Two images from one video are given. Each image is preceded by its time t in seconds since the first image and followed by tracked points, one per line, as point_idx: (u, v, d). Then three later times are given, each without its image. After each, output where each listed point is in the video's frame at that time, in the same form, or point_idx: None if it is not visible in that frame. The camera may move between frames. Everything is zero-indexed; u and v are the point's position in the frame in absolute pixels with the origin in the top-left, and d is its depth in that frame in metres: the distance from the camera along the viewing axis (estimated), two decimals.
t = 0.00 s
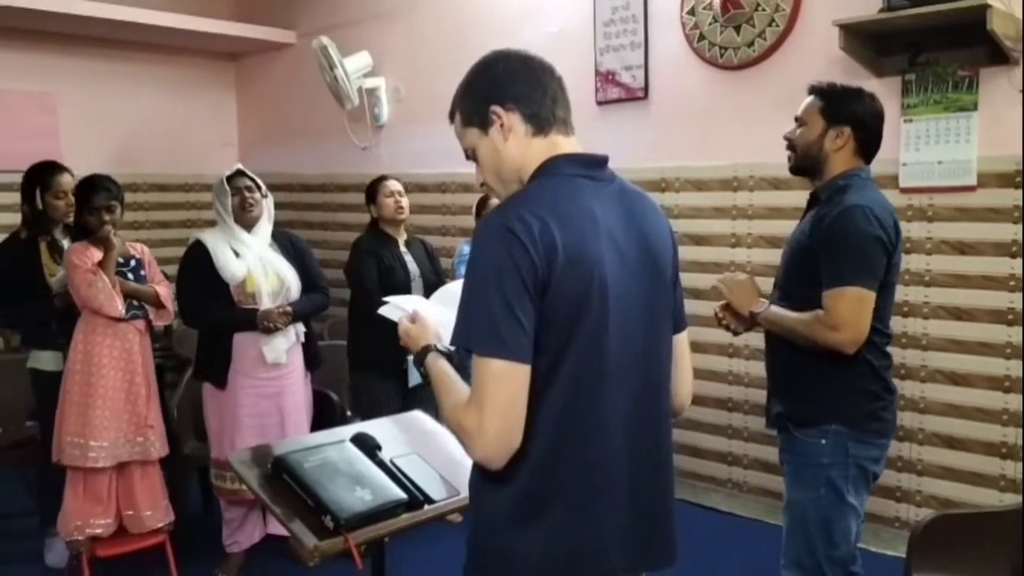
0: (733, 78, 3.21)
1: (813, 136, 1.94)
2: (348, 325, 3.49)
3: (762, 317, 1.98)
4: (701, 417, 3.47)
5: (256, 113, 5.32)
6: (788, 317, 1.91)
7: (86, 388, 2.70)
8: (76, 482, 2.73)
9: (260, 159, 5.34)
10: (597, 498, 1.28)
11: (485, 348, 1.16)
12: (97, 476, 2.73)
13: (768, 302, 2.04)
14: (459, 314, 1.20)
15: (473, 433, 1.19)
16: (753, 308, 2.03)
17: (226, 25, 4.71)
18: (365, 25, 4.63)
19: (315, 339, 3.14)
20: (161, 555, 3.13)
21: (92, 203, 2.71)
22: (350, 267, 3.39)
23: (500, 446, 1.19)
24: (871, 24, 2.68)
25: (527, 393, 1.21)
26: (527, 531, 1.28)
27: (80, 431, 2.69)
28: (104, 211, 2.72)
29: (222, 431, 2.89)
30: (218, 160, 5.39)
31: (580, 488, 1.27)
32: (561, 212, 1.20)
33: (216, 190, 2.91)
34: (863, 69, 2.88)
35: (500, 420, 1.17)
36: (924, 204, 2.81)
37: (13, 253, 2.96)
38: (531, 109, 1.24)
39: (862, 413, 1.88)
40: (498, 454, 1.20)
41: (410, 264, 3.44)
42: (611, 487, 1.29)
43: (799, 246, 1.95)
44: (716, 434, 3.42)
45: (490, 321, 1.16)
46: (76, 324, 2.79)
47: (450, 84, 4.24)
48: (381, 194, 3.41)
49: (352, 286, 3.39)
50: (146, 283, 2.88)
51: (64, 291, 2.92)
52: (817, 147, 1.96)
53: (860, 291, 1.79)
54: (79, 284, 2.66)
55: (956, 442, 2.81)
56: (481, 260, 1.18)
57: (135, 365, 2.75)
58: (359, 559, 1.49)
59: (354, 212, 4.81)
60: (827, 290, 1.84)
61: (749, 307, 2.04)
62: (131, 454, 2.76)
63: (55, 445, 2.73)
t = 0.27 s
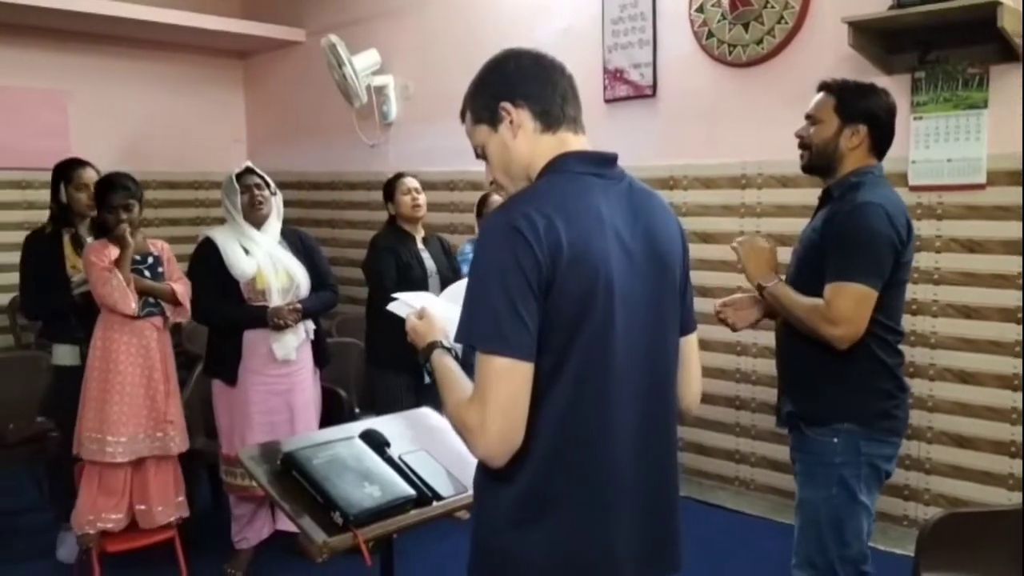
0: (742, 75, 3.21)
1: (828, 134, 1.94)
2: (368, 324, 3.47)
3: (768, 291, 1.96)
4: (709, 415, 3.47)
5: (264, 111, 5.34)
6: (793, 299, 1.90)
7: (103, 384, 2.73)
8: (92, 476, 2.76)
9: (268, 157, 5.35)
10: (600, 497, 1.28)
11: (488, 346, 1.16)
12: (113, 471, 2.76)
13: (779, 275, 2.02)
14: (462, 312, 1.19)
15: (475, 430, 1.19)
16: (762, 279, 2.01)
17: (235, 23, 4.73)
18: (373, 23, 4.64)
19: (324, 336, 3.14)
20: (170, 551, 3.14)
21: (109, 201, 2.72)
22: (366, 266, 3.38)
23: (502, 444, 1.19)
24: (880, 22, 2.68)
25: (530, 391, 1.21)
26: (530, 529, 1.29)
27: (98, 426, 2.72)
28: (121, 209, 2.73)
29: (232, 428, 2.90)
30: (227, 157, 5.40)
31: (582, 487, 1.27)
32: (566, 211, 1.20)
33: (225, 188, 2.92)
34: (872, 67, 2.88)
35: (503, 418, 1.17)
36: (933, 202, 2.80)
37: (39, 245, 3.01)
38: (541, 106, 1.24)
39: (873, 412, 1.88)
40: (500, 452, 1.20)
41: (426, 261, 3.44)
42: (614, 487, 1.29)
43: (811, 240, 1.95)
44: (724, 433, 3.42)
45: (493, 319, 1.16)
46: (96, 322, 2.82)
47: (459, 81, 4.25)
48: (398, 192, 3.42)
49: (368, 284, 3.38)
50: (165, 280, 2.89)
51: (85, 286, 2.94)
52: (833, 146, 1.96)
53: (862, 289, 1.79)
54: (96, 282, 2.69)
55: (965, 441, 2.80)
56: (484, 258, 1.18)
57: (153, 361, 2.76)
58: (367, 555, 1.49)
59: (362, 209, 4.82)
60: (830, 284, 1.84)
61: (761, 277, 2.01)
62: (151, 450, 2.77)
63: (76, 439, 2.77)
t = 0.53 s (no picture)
0: (753, 72, 3.19)
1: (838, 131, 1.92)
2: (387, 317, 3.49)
3: (778, 314, 2.00)
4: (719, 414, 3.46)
5: (274, 108, 5.34)
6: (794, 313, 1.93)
7: (117, 380, 2.73)
8: (104, 472, 2.77)
9: (277, 154, 5.35)
10: (614, 494, 1.27)
11: (502, 342, 1.15)
12: (125, 467, 2.77)
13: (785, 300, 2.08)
14: (477, 308, 1.19)
15: (489, 427, 1.18)
16: (767, 304, 2.08)
17: (244, 20, 4.73)
18: (382, 20, 4.63)
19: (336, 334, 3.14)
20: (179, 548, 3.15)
21: (123, 199, 2.71)
22: (385, 263, 3.38)
23: (516, 440, 1.18)
24: (891, 18, 2.66)
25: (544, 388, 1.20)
26: (543, 526, 1.28)
27: (112, 422, 2.73)
28: (136, 207, 2.71)
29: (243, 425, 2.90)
30: (236, 155, 5.41)
31: (596, 484, 1.26)
32: (581, 206, 1.18)
33: (238, 184, 2.92)
34: (885, 63, 2.86)
35: (517, 413, 1.16)
36: (946, 200, 2.78)
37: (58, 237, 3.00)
38: (558, 102, 1.23)
39: (885, 411, 1.87)
40: (514, 449, 1.19)
41: (443, 257, 3.43)
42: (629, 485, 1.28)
43: (820, 237, 1.94)
44: (734, 431, 3.41)
45: (506, 315, 1.15)
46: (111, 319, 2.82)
47: (468, 79, 4.23)
48: (416, 190, 3.41)
49: (387, 281, 3.38)
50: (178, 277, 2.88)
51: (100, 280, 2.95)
52: (844, 142, 1.94)
53: (864, 288, 1.78)
54: (109, 278, 2.70)
55: (977, 441, 2.78)
56: (498, 254, 1.16)
57: (167, 358, 2.76)
58: (377, 552, 1.49)
59: (371, 207, 4.81)
60: (834, 284, 1.83)
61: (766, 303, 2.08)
62: (165, 446, 2.78)
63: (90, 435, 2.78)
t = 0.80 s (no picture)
0: (764, 71, 3.18)
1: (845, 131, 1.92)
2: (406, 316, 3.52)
3: (789, 315, 2.00)
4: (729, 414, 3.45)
5: (284, 107, 5.35)
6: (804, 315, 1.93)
7: (128, 377, 2.73)
8: (114, 470, 2.77)
9: (288, 153, 5.36)
10: (638, 494, 1.25)
11: (526, 339, 1.15)
12: (135, 466, 2.77)
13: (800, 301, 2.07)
14: (501, 306, 1.19)
15: (512, 423, 1.18)
16: (781, 305, 2.07)
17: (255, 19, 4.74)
18: (392, 19, 4.63)
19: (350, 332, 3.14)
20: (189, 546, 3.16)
21: (135, 195, 2.72)
22: (403, 263, 3.39)
23: (540, 438, 1.18)
24: (904, 18, 2.65)
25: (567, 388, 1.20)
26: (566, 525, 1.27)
27: (122, 419, 2.73)
28: (147, 204, 2.72)
29: (256, 423, 2.90)
30: (246, 153, 5.42)
31: (619, 484, 1.25)
32: (604, 205, 1.18)
33: (255, 182, 2.93)
34: (898, 63, 2.84)
35: (541, 411, 1.16)
36: (959, 200, 2.77)
37: (75, 232, 3.02)
38: (583, 101, 1.22)
39: (896, 412, 1.86)
40: (538, 446, 1.19)
41: (462, 256, 3.43)
42: (655, 485, 1.26)
43: (830, 239, 1.93)
44: (744, 432, 3.40)
45: (530, 313, 1.15)
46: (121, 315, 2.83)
47: (478, 78, 4.23)
48: (433, 190, 3.41)
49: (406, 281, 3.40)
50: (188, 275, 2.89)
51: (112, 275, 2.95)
52: (851, 143, 1.94)
53: (871, 290, 1.77)
54: (121, 275, 2.69)
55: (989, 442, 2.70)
56: (522, 253, 1.16)
57: (175, 356, 2.77)
58: (387, 551, 1.48)
59: (380, 206, 4.82)
60: (841, 286, 1.83)
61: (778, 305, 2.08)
62: (173, 444, 2.79)
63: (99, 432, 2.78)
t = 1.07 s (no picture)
0: (777, 72, 3.18)
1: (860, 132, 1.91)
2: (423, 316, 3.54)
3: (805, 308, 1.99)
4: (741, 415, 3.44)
5: (298, 107, 5.37)
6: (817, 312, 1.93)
7: (137, 376, 2.75)
8: (126, 470, 2.79)
9: (301, 153, 5.38)
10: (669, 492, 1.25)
11: (559, 338, 1.16)
12: (146, 464, 2.79)
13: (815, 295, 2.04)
14: (533, 306, 1.19)
15: (547, 420, 1.18)
16: (798, 297, 2.03)
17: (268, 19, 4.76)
18: (405, 19, 4.65)
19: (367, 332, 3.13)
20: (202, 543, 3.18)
21: (147, 195, 2.73)
22: (421, 263, 3.40)
23: (574, 435, 1.18)
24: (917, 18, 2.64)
25: (600, 387, 1.20)
26: (596, 522, 1.27)
27: (131, 418, 2.75)
28: (158, 204, 2.74)
29: (274, 420, 2.92)
30: (260, 153, 5.45)
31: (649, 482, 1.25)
32: (635, 204, 1.18)
33: (274, 182, 2.94)
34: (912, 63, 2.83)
35: (577, 409, 1.17)
36: (973, 202, 2.75)
37: (90, 229, 3.03)
38: (612, 102, 1.22)
39: (908, 414, 1.85)
40: (573, 443, 1.19)
41: (479, 257, 3.42)
42: (686, 484, 1.27)
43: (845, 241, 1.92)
44: (756, 433, 3.39)
45: (564, 312, 1.15)
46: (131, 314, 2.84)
47: (490, 78, 4.24)
48: (450, 189, 3.42)
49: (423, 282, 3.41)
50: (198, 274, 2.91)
51: (122, 275, 2.97)
52: (866, 143, 1.94)
53: (884, 293, 1.77)
54: (132, 274, 2.71)
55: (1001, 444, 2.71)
56: (555, 253, 1.16)
57: (185, 355, 2.79)
58: (400, 550, 1.49)
59: (392, 206, 4.83)
60: (855, 287, 1.82)
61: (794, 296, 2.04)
62: (183, 442, 2.81)
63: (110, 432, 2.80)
